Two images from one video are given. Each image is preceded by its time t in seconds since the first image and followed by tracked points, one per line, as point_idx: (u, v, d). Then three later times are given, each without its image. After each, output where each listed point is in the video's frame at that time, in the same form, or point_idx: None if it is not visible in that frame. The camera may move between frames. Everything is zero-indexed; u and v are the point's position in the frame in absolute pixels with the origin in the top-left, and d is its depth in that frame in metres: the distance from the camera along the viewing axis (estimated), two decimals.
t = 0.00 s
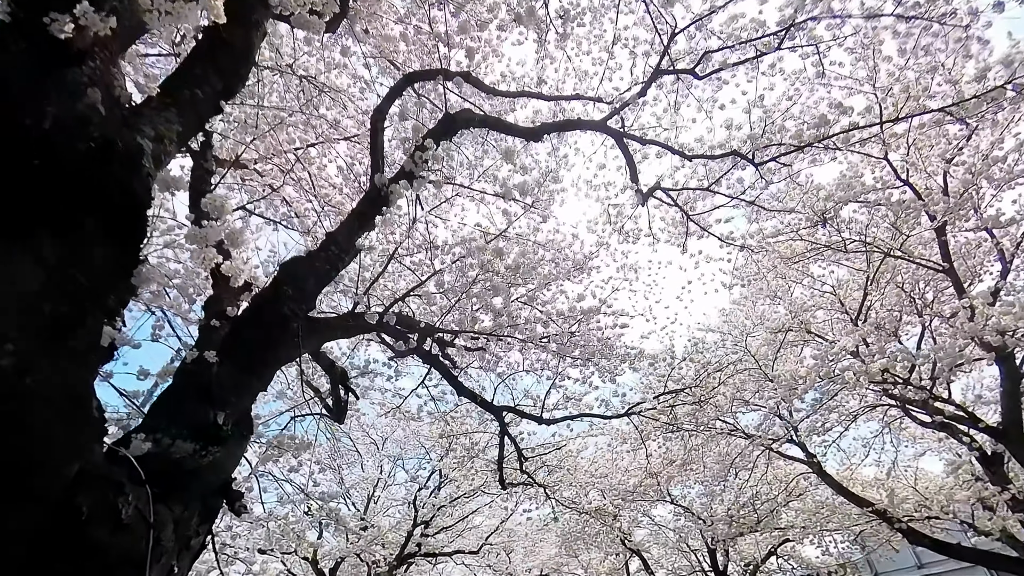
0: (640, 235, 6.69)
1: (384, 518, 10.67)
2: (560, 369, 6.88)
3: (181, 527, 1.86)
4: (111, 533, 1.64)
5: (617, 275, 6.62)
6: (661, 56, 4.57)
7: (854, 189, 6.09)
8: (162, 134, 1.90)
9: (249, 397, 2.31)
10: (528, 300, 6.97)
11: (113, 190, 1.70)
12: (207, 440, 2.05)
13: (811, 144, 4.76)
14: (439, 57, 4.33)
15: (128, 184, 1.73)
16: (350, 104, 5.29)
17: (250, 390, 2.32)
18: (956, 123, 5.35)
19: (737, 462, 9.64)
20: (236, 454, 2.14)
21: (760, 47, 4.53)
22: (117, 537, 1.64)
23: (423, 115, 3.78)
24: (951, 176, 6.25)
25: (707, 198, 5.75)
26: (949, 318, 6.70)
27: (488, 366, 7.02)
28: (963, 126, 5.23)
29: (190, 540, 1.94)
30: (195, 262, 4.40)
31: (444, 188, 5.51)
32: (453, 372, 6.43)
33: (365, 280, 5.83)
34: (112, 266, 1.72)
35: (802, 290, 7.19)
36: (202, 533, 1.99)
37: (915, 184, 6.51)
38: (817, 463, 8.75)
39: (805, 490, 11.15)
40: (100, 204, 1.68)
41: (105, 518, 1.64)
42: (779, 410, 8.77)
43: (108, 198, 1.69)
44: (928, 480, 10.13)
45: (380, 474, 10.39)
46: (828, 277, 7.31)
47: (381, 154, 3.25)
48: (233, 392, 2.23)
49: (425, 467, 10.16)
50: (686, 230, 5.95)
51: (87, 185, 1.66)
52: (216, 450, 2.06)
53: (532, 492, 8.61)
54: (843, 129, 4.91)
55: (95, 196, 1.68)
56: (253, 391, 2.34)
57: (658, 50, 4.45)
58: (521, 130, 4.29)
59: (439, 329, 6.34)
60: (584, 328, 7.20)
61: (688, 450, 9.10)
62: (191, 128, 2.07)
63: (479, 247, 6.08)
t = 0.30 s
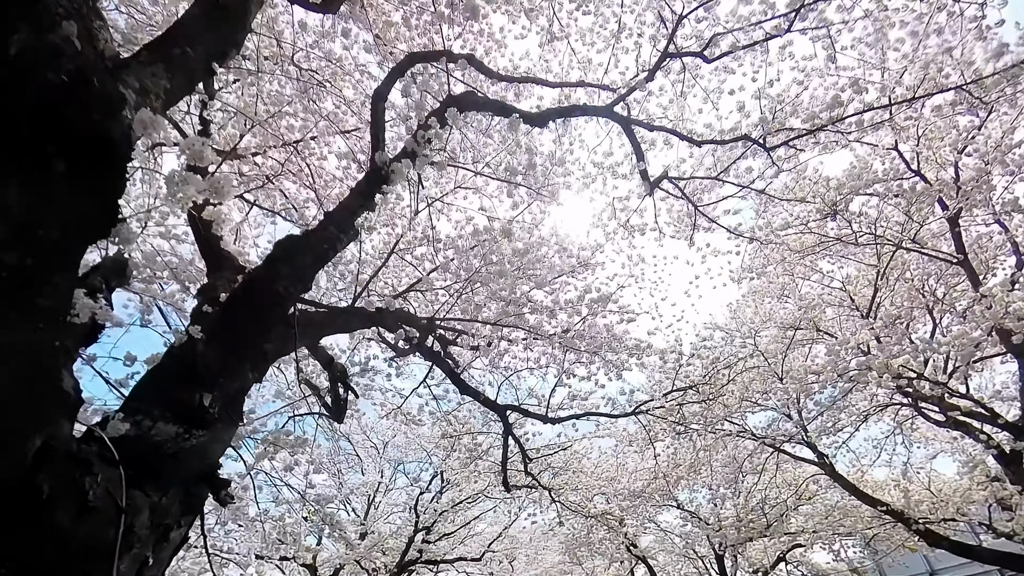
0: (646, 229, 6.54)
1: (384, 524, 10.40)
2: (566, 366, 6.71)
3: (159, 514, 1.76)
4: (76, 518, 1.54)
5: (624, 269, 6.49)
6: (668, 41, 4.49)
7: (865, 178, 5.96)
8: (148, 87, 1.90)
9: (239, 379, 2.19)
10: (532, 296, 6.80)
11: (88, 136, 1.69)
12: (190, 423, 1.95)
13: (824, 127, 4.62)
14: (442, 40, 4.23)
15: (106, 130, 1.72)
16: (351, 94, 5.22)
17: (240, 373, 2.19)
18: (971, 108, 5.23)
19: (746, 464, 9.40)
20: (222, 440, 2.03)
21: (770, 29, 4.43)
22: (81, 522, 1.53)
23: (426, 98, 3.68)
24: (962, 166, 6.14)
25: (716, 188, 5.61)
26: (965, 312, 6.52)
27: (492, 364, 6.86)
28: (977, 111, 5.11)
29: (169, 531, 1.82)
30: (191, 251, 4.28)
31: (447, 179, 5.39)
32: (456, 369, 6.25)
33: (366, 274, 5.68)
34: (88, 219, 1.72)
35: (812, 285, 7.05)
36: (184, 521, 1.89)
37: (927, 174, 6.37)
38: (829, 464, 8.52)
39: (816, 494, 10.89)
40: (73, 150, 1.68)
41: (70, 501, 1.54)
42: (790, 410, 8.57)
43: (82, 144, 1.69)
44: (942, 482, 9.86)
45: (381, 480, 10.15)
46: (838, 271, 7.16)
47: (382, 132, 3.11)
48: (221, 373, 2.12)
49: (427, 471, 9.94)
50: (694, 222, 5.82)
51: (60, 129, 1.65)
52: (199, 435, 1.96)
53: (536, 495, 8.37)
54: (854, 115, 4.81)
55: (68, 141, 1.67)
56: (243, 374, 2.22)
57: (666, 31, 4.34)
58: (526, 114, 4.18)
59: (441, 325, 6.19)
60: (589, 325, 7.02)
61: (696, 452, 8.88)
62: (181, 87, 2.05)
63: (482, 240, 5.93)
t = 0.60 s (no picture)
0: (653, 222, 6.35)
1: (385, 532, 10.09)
2: (571, 365, 6.48)
3: (117, 510, 1.59)
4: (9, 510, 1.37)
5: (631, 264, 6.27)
6: (677, 21, 4.34)
7: (879, 167, 5.77)
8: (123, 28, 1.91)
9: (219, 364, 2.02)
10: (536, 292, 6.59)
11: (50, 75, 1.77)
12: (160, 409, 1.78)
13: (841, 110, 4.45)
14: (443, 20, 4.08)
15: (63, 58, 1.74)
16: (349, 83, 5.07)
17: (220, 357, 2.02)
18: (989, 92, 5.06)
19: (756, 468, 9.12)
20: (196, 429, 1.86)
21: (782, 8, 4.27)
22: (14, 515, 1.35)
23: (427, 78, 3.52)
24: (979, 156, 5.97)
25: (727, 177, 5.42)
26: (986, 306, 6.29)
27: (495, 363, 6.63)
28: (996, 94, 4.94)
29: (130, 530, 1.65)
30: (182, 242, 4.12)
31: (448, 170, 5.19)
32: (458, 368, 6.03)
33: (364, 269, 5.48)
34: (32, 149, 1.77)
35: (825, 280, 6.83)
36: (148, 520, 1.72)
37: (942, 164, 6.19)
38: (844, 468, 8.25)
39: (830, 499, 10.56)
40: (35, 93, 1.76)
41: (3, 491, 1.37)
42: (802, 411, 8.31)
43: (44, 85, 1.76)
44: (960, 485, 9.55)
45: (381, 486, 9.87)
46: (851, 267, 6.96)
47: (380, 106, 2.94)
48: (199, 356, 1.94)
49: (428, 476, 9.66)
50: (704, 214, 5.62)
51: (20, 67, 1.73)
52: (171, 423, 1.79)
53: (541, 501, 8.08)
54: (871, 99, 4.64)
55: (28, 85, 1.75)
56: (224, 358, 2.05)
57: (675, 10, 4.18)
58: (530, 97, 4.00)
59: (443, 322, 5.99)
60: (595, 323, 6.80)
61: (707, 455, 8.61)
62: (156, 35, 2.07)
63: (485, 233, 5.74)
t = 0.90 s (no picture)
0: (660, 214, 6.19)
1: (384, 538, 9.82)
2: (577, 361, 6.30)
3: (78, 487, 1.52)
4: None
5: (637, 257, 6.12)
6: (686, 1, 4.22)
7: (892, 155, 5.63)
8: None
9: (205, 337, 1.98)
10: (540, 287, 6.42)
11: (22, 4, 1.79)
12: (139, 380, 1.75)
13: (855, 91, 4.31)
14: None
15: None
16: (349, 70, 4.96)
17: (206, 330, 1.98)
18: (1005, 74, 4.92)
19: (766, 469, 8.87)
20: (176, 403, 1.80)
21: None
22: None
23: (429, 55, 3.39)
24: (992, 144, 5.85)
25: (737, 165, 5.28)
26: (1004, 298, 6.10)
27: (499, 360, 6.44)
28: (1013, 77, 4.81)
29: (98, 506, 1.58)
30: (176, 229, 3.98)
31: (450, 158, 5.07)
32: (461, 364, 5.84)
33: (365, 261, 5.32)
34: None
35: (836, 273, 6.67)
36: (121, 502, 1.65)
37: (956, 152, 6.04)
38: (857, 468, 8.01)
39: (841, 502, 10.29)
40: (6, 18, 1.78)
41: None
42: (813, 410, 8.10)
43: (12, 15, 1.75)
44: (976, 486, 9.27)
45: (380, 490, 9.62)
46: (862, 260, 6.81)
47: (382, 75, 2.85)
48: (183, 326, 1.92)
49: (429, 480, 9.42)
50: (712, 204, 5.48)
51: None
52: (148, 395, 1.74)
53: (546, 504, 7.84)
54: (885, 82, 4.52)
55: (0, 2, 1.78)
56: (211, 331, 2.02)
57: None
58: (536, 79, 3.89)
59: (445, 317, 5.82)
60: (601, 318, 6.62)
61: (715, 457, 8.38)
62: None
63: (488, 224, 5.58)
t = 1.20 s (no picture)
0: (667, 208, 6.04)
1: (384, 546, 9.54)
2: (584, 360, 6.10)
3: (26, 469, 1.37)
4: None
5: (645, 252, 5.96)
6: None
7: (904, 144, 5.49)
8: None
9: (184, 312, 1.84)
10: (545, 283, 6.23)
11: None
12: (105, 356, 1.61)
13: (868, 75, 4.18)
14: None
15: None
16: (350, 60, 4.85)
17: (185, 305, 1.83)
18: (1019, 59, 4.81)
19: (778, 472, 8.63)
20: (148, 381, 1.68)
21: None
22: None
23: (432, 33, 3.27)
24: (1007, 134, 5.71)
25: (749, 153, 5.12)
26: None
27: (503, 359, 6.25)
28: None
29: (53, 494, 1.44)
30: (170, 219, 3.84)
31: (453, 149, 4.93)
32: (463, 363, 5.65)
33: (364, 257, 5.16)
34: None
35: (848, 269, 6.49)
36: (79, 489, 1.52)
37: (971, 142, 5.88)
38: (872, 471, 7.77)
39: (854, 507, 10.01)
40: None
41: None
42: (826, 411, 7.88)
43: None
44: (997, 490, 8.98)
45: (381, 497, 9.37)
46: (875, 256, 6.64)
47: (382, 50, 2.74)
48: (161, 300, 1.77)
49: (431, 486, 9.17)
50: (723, 195, 5.33)
51: None
52: (115, 371, 1.61)
53: (552, 509, 7.59)
54: (902, 66, 4.38)
55: None
56: (191, 306, 1.87)
57: None
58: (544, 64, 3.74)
59: (446, 314, 5.64)
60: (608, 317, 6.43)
61: (725, 460, 8.14)
62: None
63: (493, 218, 5.42)
